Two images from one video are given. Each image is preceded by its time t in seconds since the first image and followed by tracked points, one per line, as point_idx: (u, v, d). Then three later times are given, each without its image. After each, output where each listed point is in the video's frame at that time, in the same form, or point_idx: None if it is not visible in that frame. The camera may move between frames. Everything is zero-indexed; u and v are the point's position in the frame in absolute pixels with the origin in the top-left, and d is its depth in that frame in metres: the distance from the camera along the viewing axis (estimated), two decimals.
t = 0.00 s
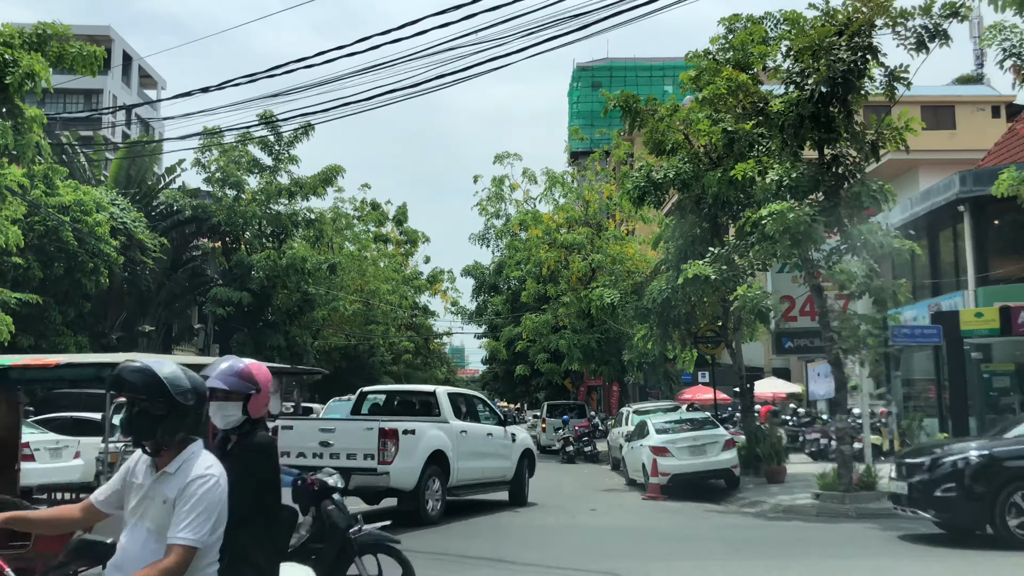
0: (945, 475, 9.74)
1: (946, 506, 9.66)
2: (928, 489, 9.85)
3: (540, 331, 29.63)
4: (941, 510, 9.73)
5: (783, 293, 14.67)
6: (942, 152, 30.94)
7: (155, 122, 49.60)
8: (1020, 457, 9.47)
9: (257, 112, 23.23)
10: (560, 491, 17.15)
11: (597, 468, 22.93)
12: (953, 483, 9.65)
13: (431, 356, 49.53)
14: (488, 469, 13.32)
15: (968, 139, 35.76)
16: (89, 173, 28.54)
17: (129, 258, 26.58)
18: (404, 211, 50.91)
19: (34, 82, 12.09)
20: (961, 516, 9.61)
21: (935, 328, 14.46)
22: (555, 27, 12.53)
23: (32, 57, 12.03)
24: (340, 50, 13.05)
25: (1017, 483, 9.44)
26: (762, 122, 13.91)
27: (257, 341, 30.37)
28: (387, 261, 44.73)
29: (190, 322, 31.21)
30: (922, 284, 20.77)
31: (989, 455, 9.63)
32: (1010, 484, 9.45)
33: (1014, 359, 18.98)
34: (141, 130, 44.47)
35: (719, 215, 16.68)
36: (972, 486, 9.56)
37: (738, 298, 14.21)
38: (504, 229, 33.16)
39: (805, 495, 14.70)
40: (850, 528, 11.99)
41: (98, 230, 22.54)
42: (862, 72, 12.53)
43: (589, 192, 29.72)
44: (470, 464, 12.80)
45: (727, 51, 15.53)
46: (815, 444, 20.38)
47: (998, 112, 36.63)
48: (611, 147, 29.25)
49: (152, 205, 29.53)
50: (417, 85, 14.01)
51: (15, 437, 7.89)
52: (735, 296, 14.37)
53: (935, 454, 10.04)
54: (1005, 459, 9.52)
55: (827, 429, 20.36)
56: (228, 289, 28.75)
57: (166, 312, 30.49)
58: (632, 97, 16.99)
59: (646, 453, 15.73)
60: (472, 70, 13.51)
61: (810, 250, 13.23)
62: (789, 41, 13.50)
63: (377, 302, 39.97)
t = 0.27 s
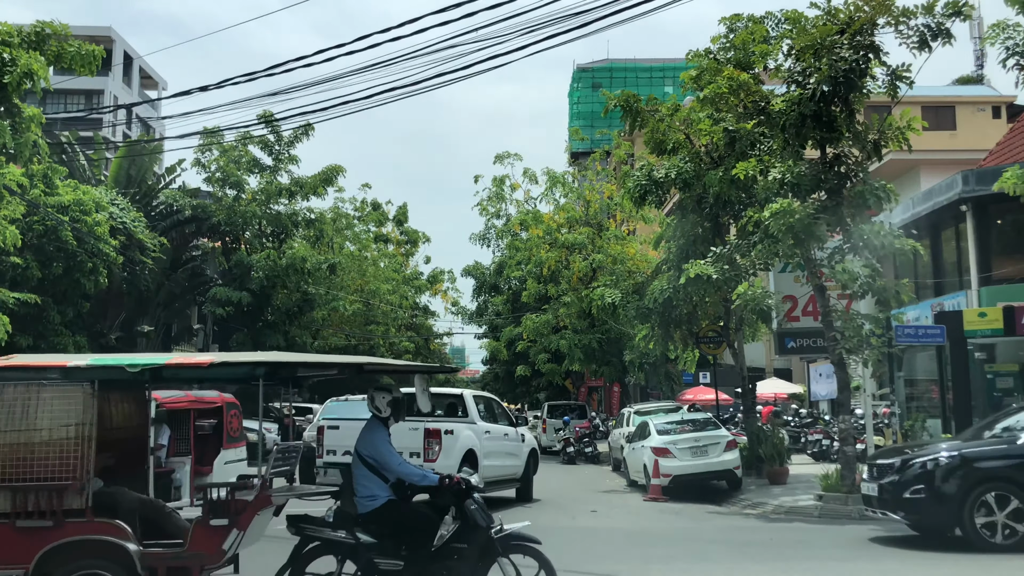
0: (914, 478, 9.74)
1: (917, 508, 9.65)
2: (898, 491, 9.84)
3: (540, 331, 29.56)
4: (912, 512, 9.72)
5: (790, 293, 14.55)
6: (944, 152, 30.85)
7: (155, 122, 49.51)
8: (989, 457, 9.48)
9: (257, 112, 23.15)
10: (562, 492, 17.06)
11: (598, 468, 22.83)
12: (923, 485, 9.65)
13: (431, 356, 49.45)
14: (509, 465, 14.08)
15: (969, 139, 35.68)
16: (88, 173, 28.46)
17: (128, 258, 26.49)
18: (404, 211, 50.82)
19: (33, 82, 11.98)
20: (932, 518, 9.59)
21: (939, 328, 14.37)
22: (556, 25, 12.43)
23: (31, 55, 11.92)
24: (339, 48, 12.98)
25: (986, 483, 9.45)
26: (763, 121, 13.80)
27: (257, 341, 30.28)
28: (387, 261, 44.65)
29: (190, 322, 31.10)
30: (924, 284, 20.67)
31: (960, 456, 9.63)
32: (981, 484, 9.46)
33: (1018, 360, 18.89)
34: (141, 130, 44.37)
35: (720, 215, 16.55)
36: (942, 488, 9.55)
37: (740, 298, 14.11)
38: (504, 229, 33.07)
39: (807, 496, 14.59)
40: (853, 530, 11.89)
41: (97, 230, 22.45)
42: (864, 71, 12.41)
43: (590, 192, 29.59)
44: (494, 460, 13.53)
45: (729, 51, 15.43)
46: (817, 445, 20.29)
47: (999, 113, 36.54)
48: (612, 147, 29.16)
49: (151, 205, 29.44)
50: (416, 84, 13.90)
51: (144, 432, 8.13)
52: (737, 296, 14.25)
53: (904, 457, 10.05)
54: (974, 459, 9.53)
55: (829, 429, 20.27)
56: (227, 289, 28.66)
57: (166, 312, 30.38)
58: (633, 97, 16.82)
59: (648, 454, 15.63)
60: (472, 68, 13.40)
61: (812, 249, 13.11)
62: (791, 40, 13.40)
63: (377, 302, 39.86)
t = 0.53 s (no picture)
0: (884, 479, 9.67)
1: (886, 510, 9.58)
2: (867, 492, 9.78)
3: (540, 331, 29.48)
4: (881, 514, 9.65)
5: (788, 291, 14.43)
6: (945, 151, 30.75)
7: (154, 121, 49.49)
8: (957, 458, 9.40)
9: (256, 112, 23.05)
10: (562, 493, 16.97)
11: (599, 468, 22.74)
12: (891, 487, 9.58)
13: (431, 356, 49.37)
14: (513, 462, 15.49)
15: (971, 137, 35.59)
16: (87, 172, 28.38)
17: (127, 257, 26.39)
18: (404, 210, 50.73)
19: (30, 79, 11.89)
20: (901, 520, 9.52)
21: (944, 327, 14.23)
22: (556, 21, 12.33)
23: (27, 52, 11.84)
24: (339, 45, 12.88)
25: (956, 485, 9.34)
26: (765, 119, 13.72)
27: (256, 341, 30.19)
28: (387, 261, 44.56)
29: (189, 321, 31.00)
30: (927, 283, 20.56)
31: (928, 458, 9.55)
32: (950, 485, 9.35)
33: (1021, 359, 18.77)
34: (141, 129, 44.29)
35: (721, 214, 16.40)
36: (911, 490, 9.46)
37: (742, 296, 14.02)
38: (504, 229, 32.97)
39: (811, 497, 14.47)
40: (857, 531, 11.77)
41: (96, 229, 22.38)
42: (867, 69, 12.31)
43: (590, 192, 29.43)
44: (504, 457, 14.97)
45: (730, 49, 15.34)
46: (819, 445, 20.19)
47: (1000, 112, 36.44)
48: (612, 146, 29.06)
49: (151, 204, 29.35)
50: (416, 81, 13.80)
51: (281, 430, 8.09)
52: (738, 295, 14.15)
53: (875, 458, 9.98)
54: (943, 461, 9.43)
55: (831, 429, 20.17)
56: (227, 289, 28.56)
57: (165, 312, 30.28)
58: (633, 95, 16.71)
59: (649, 454, 15.52)
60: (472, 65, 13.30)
61: (815, 248, 13.01)
62: (793, 37, 13.31)
63: (377, 302, 39.75)
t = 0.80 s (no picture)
0: (854, 480, 9.80)
1: (856, 511, 9.70)
2: (836, 493, 9.90)
3: (541, 331, 29.33)
4: (850, 515, 9.76)
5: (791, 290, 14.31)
6: (948, 149, 30.59)
7: (153, 119, 49.34)
8: (927, 459, 9.61)
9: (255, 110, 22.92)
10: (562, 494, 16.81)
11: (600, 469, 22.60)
12: (861, 488, 9.72)
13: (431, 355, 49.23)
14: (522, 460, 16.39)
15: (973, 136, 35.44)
16: (85, 171, 28.24)
17: (125, 256, 26.25)
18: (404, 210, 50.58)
19: (25, 75, 11.73)
20: (870, 521, 9.65)
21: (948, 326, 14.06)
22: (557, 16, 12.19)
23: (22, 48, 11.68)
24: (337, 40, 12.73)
25: (925, 485, 9.53)
26: (769, 116, 13.56)
27: (255, 341, 30.03)
28: (387, 260, 44.41)
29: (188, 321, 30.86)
30: (930, 282, 20.40)
31: (897, 459, 9.73)
32: (918, 486, 9.53)
33: None
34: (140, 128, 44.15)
35: (723, 212, 16.24)
36: (882, 490, 9.61)
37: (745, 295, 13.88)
38: (505, 228, 32.82)
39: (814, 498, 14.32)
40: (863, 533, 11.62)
41: (94, 228, 22.24)
42: (872, 64, 12.16)
43: (590, 191, 29.20)
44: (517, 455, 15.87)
45: (732, 46, 15.19)
46: (821, 446, 20.04)
47: (1002, 111, 36.26)
48: (613, 144, 28.92)
49: (149, 203, 29.23)
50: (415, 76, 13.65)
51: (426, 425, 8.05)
52: (741, 294, 14.01)
53: (843, 459, 10.12)
54: (914, 462, 9.62)
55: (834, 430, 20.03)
56: (225, 288, 28.41)
57: (164, 312, 30.12)
58: (634, 93, 16.61)
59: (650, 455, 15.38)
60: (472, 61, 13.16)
61: (819, 246, 12.86)
62: (796, 33, 13.16)
63: (377, 301, 39.58)
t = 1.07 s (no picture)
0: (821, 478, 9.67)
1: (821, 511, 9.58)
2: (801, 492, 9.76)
3: (541, 330, 29.24)
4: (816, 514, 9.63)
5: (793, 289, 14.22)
6: (949, 148, 30.48)
7: (153, 118, 49.28)
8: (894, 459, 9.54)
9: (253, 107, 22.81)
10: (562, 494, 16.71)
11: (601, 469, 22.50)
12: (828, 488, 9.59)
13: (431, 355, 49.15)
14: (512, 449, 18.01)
15: (975, 134, 35.33)
16: (84, 170, 28.20)
17: (123, 255, 26.16)
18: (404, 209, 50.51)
19: (19, 72, 11.66)
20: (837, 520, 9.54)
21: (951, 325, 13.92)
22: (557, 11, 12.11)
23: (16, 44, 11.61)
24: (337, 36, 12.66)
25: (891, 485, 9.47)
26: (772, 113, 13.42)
27: (254, 340, 29.92)
28: (387, 260, 44.34)
29: (187, 321, 30.76)
30: (932, 281, 20.29)
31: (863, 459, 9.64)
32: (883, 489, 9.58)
33: None
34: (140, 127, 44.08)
35: (725, 211, 16.13)
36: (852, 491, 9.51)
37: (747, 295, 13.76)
38: (505, 227, 32.75)
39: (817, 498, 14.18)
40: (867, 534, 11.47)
41: (91, 227, 22.18)
42: (876, 61, 12.07)
43: (591, 189, 28.92)
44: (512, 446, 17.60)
45: (734, 42, 15.11)
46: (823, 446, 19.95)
47: (1004, 110, 36.14)
48: (613, 142, 28.82)
49: (148, 201, 29.20)
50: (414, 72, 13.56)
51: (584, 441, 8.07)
52: (743, 292, 13.93)
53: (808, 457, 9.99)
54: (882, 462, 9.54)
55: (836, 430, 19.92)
56: (224, 288, 28.32)
57: (163, 311, 30.04)
58: (635, 91, 16.59)
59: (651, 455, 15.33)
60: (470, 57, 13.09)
61: (822, 244, 12.76)
62: (799, 30, 13.07)
63: (377, 301, 39.47)
